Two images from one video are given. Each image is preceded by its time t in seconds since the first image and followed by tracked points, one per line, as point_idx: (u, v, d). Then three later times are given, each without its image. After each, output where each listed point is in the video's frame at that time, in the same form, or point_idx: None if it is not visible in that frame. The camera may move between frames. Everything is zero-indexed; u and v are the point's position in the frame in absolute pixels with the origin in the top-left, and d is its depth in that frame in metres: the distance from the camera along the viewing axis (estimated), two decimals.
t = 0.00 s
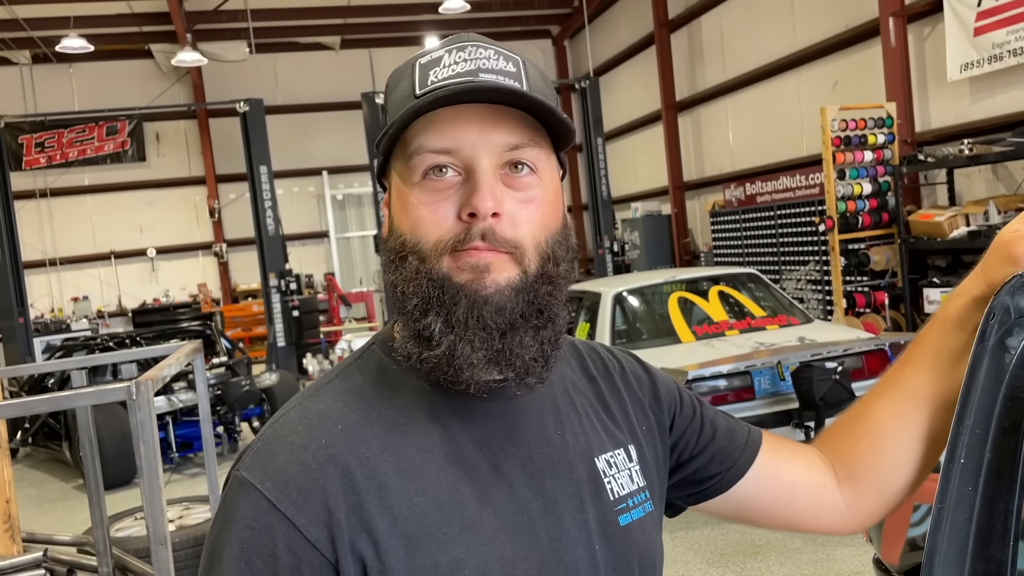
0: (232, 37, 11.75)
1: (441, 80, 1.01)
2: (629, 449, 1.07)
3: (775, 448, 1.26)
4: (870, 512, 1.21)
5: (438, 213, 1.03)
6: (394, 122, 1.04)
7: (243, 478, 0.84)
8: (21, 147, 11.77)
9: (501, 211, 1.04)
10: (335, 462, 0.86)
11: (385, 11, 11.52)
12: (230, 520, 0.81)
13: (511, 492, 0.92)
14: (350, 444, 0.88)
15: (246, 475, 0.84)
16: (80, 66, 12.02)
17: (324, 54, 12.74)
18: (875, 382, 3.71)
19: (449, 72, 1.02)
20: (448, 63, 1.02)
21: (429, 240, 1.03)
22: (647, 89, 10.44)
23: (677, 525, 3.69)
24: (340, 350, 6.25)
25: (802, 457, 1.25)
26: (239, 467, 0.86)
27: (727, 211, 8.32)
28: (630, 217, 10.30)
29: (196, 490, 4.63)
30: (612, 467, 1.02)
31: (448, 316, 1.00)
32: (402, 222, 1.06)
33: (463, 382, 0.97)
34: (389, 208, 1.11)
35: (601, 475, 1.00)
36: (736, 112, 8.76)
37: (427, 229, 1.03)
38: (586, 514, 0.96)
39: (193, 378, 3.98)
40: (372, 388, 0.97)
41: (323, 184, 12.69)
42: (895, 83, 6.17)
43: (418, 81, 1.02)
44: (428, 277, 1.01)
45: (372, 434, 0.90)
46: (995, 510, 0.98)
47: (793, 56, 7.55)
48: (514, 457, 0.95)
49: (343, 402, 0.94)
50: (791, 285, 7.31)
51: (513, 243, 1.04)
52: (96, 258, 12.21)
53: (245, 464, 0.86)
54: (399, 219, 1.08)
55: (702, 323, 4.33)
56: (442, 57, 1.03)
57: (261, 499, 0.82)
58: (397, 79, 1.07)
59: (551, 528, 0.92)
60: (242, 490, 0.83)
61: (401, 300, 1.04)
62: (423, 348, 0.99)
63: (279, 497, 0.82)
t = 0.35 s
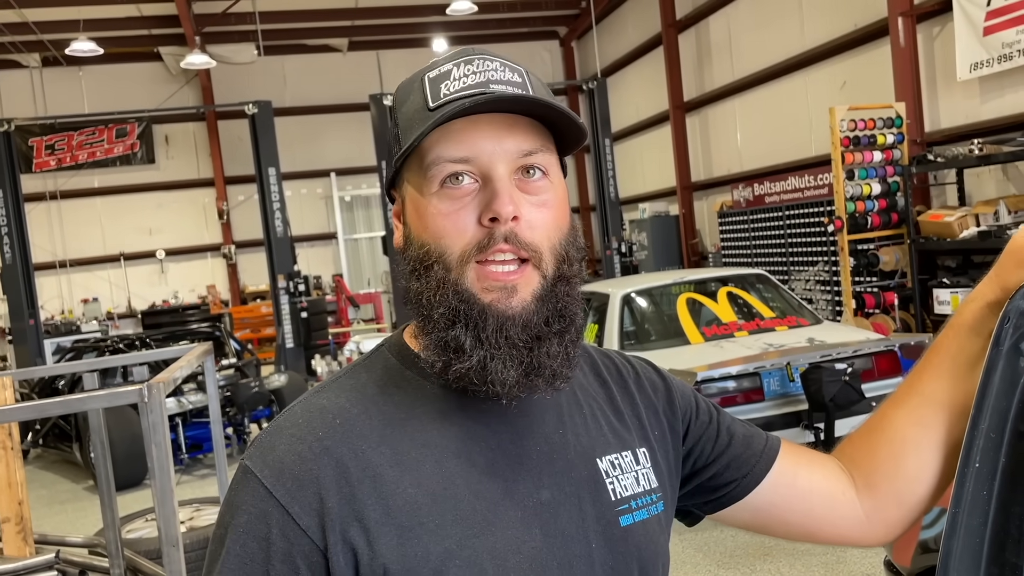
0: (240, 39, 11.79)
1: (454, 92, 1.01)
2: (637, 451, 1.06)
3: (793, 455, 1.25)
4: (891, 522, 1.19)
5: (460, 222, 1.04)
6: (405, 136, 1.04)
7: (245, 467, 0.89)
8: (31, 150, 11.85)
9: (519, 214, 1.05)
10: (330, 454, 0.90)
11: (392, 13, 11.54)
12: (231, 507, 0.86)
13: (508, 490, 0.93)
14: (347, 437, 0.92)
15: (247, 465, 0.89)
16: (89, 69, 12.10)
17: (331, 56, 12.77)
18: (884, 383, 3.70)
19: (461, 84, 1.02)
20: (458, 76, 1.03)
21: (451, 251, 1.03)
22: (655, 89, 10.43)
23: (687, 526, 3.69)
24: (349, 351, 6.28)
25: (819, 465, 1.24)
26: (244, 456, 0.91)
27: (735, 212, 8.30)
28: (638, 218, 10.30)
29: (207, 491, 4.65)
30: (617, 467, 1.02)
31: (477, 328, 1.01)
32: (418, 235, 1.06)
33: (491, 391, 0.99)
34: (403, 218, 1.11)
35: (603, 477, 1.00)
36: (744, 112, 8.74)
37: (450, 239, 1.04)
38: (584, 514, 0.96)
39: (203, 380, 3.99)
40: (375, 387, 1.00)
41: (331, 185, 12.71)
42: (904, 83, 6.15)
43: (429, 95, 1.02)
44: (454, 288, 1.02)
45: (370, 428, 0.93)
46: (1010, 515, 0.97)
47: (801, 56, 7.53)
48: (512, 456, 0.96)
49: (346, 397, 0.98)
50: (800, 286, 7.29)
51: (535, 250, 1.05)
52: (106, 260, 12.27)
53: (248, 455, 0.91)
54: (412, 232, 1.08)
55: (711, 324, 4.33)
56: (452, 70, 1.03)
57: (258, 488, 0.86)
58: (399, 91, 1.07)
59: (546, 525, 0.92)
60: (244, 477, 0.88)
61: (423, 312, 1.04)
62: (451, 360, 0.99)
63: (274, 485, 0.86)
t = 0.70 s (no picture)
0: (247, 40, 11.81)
1: (454, 91, 1.00)
2: (617, 446, 1.08)
3: (770, 438, 1.26)
4: (878, 506, 1.19)
5: (454, 224, 1.02)
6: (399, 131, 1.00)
7: (222, 487, 0.86)
8: (39, 151, 11.87)
9: (518, 219, 1.04)
10: (314, 467, 0.88)
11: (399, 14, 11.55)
12: (210, 531, 0.82)
13: (497, 491, 0.93)
14: (330, 448, 0.90)
15: (225, 485, 0.86)
16: (96, 70, 12.14)
17: (338, 57, 12.79)
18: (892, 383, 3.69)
19: (461, 82, 1.01)
20: (457, 73, 1.01)
21: (445, 255, 1.02)
22: (662, 89, 10.40)
23: (694, 527, 3.67)
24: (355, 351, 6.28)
25: (797, 447, 1.25)
26: (218, 477, 0.88)
27: (742, 212, 8.27)
28: (644, 218, 10.27)
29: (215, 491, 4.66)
30: (602, 466, 1.04)
31: (475, 333, 1.01)
32: (406, 235, 1.04)
33: (487, 396, 0.99)
34: (388, 215, 1.08)
35: (589, 474, 1.01)
36: (752, 111, 8.71)
37: (443, 242, 1.02)
38: (573, 510, 0.97)
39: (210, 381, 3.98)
40: (351, 394, 0.98)
41: (337, 186, 12.73)
42: (912, 83, 6.13)
43: (428, 91, 0.99)
44: (448, 293, 1.01)
45: (352, 437, 0.92)
46: None
47: (809, 56, 7.50)
48: (500, 456, 0.96)
49: (322, 407, 0.96)
50: (807, 286, 7.27)
51: (531, 254, 1.05)
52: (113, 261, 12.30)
53: (223, 476, 0.87)
54: (399, 230, 1.06)
55: (718, 325, 4.31)
56: (451, 66, 1.01)
57: (240, 508, 0.83)
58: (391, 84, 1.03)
59: (538, 525, 0.93)
60: (222, 499, 0.85)
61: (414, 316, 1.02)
62: (448, 366, 0.98)
63: (258, 504, 0.84)
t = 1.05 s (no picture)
0: (253, 41, 11.85)
1: (394, 85, 0.98)
2: (574, 459, 1.09)
3: (731, 421, 1.26)
4: (849, 480, 1.19)
5: (414, 222, 1.01)
6: (340, 133, 0.98)
7: (154, 535, 0.82)
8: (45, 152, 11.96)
9: (479, 212, 1.05)
10: (258, 506, 0.85)
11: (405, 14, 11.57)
12: None
13: (454, 517, 0.92)
14: (274, 484, 0.87)
15: (158, 533, 0.82)
16: (102, 71, 12.18)
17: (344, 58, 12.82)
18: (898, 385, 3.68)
19: (401, 76, 1.00)
20: (395, 68, 1.00)
21: (406, 255, 1.00)
22: (667, 89, 10.40)
23: (699, 528, 3.66)
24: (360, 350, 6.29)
25: (760, 427, 1.24)
26: (151, 522, 0.84)
27: (747, 213, 8.25)
28: (649, 218, 10.25)
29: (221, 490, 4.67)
30: (559, 481, 1.04)
31: (448, 332, 1.00)
32: (359, 241, 1.02)
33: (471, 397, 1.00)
34: (334, 226, 1.06)
35: (547, 488, 1.02)
36: (757, 112, 8.70)
37: (403, 243, 1.01)
38: (534, 533, 0.97)
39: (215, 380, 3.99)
40: (292, 422, 0.95)
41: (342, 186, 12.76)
42: (918, 83, 6.10)
43: (368, 89, 0.98)
44: (414, 293, 0.99)
45: (300, 470, 0.89)
46: None
47: (814, 56, 7.49)
48: (456, 477, 0.95)
49: (262, 439, 0.92)
50: (812, 287, 7.25)
51: (493, 246, 1.05)
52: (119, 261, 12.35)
53: (157, 522, 0.83)
54: (349, 239, 1.03)
55: (723, 325, 4.29)
56: (386, 62, 1.00)
57: (179, 556, 0.80)
58: (320, 87, 1.01)
59: (499, 550, 0.93)
60: (156, 548, 0.81)
61: (375, 323, 0.99)
62: (425, 369, 0.97)
63: (199, 552, 0.81)
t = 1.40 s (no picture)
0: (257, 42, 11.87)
1: (391, 103, 0.98)
2: (565, 468, 1.10)
3: (726, 422, 1.27)
4: (845, 480, 1.20)
5: (438, 241, 1.00)
6: (345, 159, 0.95)
7: (134, 566, 0.83)
8: (51, 152, 12.03)
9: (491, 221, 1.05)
10: (238, 535, 0.86)
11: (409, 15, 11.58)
12: None
13: (439, 535, 0.92)
14: (255, 512, 0.88)
15: (139, 565, 0.83)
16: (107, 71, 12.22)
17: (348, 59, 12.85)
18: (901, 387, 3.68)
19: (393, 92, 0.99)
20: (383, 83, 0.98)
21: (435, 278, 0.99)
22: (672, 89, 10.38)
23: (701, 529, 3.66)
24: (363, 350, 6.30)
25: (757, 428, 1.25)
26: (132, 553, 0.85)
27: (752, 214, 8.22)
28: (653, 218, 10.24)
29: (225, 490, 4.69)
30: (551, 491, 1.05)
31: (492, 345, 0.99)
32: (376, 270, 0.99)
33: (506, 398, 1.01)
34: (338, 257, 1.00)
35: (537, 501, 1.02)
36: (762, 112, 8.68)
37: (429, 266, 0.99)
38: (524, 548, 0.98)
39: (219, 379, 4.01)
40: (274, 445, 0.95)
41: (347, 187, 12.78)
42: (923, 85, 6.10)
43: (367, 110, 0.96)
44: (451, 315, 0.98)
45: (283, 497, 0.89)
46: None
47: (818, 57, 7.48)
48: (444, 494, 0.96)
49: (244, 464, 0.93)
50: (816, 287, 7.23)
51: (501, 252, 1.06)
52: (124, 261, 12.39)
53: (137, 554, 0.84)
54: (364, 268, 0.99)
55: (726, 326, 4.30)
56: (370, 77, 0.98)
57: None
58: (303, 109, 0.95)
59: (487, 567, 0.93)
60: None
61: (410, 354, 0.97)
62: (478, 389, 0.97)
63: None
